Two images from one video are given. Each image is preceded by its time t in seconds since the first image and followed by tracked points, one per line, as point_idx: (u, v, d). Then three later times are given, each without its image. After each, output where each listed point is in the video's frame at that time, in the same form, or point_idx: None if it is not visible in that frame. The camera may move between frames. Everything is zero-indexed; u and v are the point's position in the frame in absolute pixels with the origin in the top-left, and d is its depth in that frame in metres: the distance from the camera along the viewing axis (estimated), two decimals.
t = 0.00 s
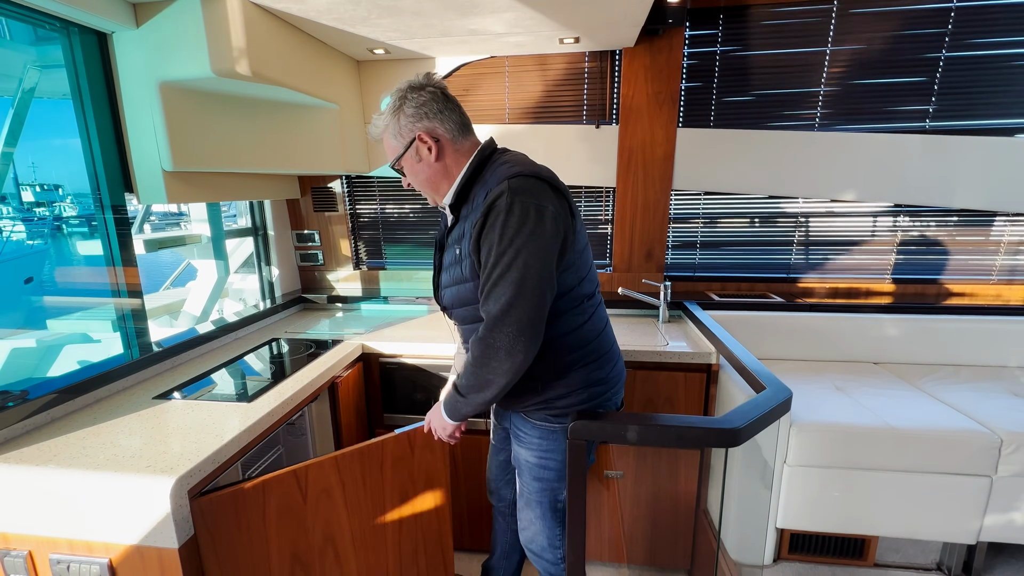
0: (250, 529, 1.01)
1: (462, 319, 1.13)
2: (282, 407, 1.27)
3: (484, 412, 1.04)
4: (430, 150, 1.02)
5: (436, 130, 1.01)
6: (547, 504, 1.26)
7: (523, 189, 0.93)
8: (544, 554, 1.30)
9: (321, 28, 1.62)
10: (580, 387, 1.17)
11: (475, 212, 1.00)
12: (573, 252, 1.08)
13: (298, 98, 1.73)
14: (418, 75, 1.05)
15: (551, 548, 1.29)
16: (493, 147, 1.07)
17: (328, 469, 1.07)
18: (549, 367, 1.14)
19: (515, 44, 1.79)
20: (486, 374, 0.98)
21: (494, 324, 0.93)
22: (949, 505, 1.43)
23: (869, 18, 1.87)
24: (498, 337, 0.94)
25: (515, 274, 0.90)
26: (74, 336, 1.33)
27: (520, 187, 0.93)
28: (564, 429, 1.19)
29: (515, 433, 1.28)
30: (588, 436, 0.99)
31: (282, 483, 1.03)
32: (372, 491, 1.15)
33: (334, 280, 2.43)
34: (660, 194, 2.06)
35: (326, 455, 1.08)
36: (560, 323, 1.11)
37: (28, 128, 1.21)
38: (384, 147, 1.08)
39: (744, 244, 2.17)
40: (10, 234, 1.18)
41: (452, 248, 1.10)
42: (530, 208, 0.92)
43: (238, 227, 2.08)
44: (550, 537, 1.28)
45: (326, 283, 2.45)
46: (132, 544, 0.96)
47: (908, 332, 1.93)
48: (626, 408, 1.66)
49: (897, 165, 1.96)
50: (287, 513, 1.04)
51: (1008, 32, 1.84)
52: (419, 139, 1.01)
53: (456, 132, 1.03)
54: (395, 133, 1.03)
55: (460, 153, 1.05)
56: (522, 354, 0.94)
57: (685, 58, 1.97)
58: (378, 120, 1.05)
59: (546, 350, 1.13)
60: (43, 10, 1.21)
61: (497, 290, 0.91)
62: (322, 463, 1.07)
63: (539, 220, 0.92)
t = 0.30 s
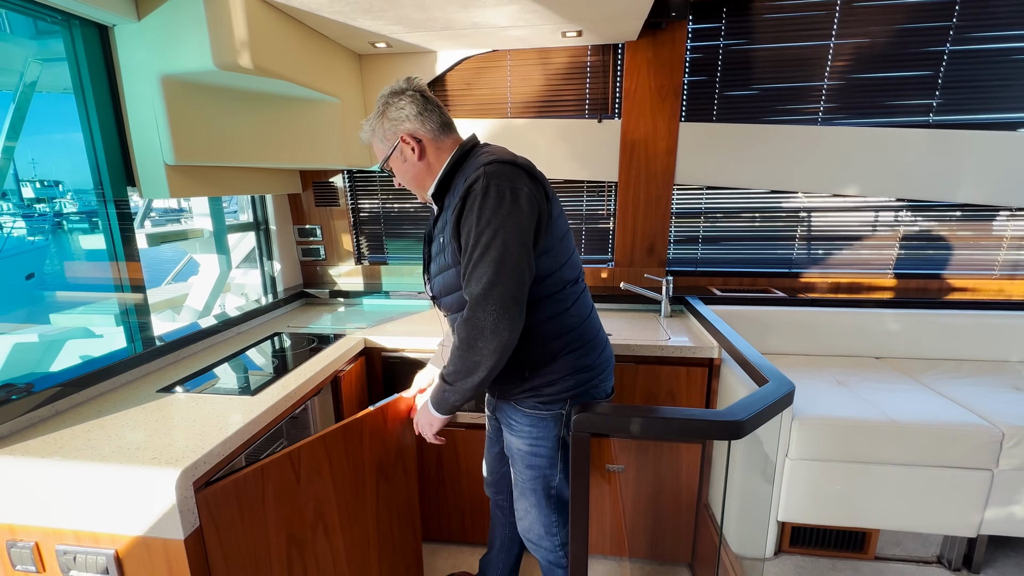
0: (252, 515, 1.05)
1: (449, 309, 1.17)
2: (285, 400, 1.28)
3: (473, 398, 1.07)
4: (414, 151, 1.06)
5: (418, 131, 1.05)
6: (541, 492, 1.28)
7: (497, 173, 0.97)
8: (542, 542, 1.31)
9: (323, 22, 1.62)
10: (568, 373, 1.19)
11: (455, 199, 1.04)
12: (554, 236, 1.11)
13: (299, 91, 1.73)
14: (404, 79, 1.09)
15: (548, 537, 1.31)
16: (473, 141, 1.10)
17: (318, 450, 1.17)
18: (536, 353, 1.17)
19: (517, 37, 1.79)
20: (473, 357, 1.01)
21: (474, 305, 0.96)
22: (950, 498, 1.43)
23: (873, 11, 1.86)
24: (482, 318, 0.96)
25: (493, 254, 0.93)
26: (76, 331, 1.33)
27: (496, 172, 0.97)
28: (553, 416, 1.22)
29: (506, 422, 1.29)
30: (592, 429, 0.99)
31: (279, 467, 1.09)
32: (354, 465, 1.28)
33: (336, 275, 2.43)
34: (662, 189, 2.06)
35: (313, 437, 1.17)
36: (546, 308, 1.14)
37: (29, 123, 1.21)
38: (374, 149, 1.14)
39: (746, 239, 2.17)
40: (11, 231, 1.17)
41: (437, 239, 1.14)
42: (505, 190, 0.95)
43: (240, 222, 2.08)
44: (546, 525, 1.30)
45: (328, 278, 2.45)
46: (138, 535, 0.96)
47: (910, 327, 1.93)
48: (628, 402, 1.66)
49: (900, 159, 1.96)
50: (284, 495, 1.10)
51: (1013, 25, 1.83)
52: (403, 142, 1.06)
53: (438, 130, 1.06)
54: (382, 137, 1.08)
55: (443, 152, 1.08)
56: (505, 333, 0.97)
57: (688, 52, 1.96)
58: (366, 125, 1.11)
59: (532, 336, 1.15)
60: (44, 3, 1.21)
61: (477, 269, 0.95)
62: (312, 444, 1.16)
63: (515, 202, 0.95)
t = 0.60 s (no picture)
0: (247, 503, 1.10)
1: (447, 304, 1.17)
2: (288, 396, 1.28)
3: (489, 388, 1.06)
4: (410, 137, 1.08)
5: (413, 120, 1.09)
6: (544, 477, 1.30)
7: (488, 163, 0.99)
8: (547, 529, 1.34)
9: (324, 17, 1.61)
10: (566, 358, 1.22)
11: (448, 191, 1.04)
12: (545, 222, 1.13)
13: (301, 87, 1.72)
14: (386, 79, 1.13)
15: (552, 523, 1.33)
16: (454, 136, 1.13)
17: (298, 436, 1.26)
18: (535, 342, 1.18)
19: (520, 32, 1.78)
20: (485, 346, 1.01)
21: (482, 293, 0.96)
22: (952, 494, 1.43)
23: (877, 6, 1.85)
24: (492, 304, 0.97)
25: (497, 240, 0.94)
26: (79, 327, 1.34)
27: (487, 161, 0.99)
28: (554, 401, 1.24)
29: (506, 414, 1.30)
30: (596, 425, 0.98)
31: (268, 453, 1.15)
32: (327, 448, 1.38)
33: (337, 271, 2.43)
34: (665, 184, 2.05)
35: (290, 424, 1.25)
36: (542, 294, 1.15)
37: (31, 119, 1.21)
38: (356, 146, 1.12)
39: (748, 236, 2.17)
40: (13, 227, 1.18)
41: (429, 235, 1.14)
42: (499, 177, 0.97)
43: (241, 218, 2.07)
44: (550, 511, 1.33)
45: (330, 274, 2.45)
46: (143, 529, 0.97)
47: (912, 324, 1.93)
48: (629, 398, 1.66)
49: (903, 156, 1.95)
50: (273, 480, 1.17)
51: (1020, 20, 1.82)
52: (398, 128, 1.07)
53: (429, 125, 1.12)
54: (373, 123, 1.07)
55: (432, 142, 1.13)
56: (515, 315, 0.98)
57: (691, 47, 1.95)
58: (352, 113, 1.09)
59: (531, 325, 1.16)
60: None
61: (481, 257, 0.96)
62: (293, 430, 1.24)
63: (510, 188, 0.97)
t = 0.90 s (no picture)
0: (241, 500, 1.10)
1: (449, 302, 1.16)
2: (289, 393, 1.28)
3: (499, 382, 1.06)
4: (398, 143, 1.07)
5: (400, 125, 1.07)
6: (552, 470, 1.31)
7: (487, 158, 0.99)
8: (553, 522, 1.35)
9: (325, 12, 1.60)
10: (567, 352, 1.22)
11: (448, 188, 1.04)
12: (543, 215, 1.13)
13: (302, 83, 1.72)
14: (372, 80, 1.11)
15: (559, 516, 1.34)
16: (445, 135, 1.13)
17: (285, 433, 1.26)
18: (538, 337, 1.18)
19: (521, 29, 1.77)
20: (496, 340, 1.01)
21: (492, 288, 0.96)
22: (953, 493, 1.43)
23: (882, 3, 1.84)
24: (502, 298, 0.97)
25: (504, 233, 0.94)
26: (81, 324, 1.34)
27: (487, 157, 0.99)
28: (558, 394, 1.24)
29: (511, 410, 1.29)
30: (596, 423, 0.98)
31: (259, 450, 1.16)
32: (309, 443, 1.38)
33: (338, 268, 2.43)
34: (666, 181, 2.04)
35: (277, 420, 1.24)
36: (543, 288, 1.15)
37: (32, 115, 1.21)
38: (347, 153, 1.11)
39: (750, 233, 2.16)
40: (15, 224, 1.18)
41: (428, 233, 1.13)
42: (500, 172, 0.97)
43: (242, 215, 2.07)
44: (556, 504, 1.33)
45: (330, 271, 2.45)
46: (144, 526, 0.97)
47: (914, 322, 1.92)
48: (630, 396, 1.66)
49: (907, 153, 1.94)
50: (263, 476, 1.18)
51: None
52: (386, 134, 1.05)
53: (416, 127, 1.10)
54: (361, 131, 1.06)
55: (422, 144, 1.11)
56: (525, 307, 0.98)
57: (693, 44, 1.94)
58: (339, 121, 1.07)
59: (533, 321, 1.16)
60: None
61: (489, 252, 0.95)
62: (280, 426, 1.24)
63: (512, 182, 0.97)
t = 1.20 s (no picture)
0: (242, 497, 1.10)
1: (449, 303, 1.16)
2: (289, 390, 1.27)
3: (498, 384, 1.06)
4: (385, 156, 1.07)
5: (387, 137, 1.05)
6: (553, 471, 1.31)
7: (483, 158, 0.98)
8: (554, 522, 1.35)
9: (324, 8, 1.59)
10: (569, 353, 1.21)
11: (445, 188, 1.03)
12: (542, 214, 1.13)
13: (302, 79, 1.71)
14: (370, 85, 1.10)
15: (560, 516, 1.35)
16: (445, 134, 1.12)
17: (284, 430, 1.26)
18: (539, 338, 1.18)
19: (522, 24, 1.76)
20: (494, 342, 1.00)
21: (488, 290, 0.95)
22: (954, 492, 1.43)
23: None
24: (498, 299, 0.96)
25: (499, 233, 0.94)
26: (81, 320, 1.34)
27: (483, 156, 0.98)
28: (559, 395, 1.24)
29: (512, 410, 1.30)
30: (596, 421, 0.98)
31: (259, 447, 1.16)
32: (309, 441, 1.38)
33: (338, 265, 2.43)
34: (667, 178, 2.04)
35: (277, 418, 1.24)
36: (543, 288, 1.14)
37: (31, 111, 1.20)
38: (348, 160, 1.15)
39: (750, 231, 2.15)
40: (15, 220, 1.17)
41: (426, 234, 1.12)
42: (496, 172, 0.96)
43: (242, 212, 2.06)
44: (557, 505, 1.34)
45: (331, 269, 2.45)
46: (143, 523, 0.97)
47: (915, 320, 1.91)
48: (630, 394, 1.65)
49: (909, 150, 1.93)
50: (264, 473, 1.18)
51: None
52: (373, 148, 1.07)
53: (407, 133, 1.07)
54: (351, 147, 1.09)
55: (413, 151, 1.09)
56: (522, 309, 0.97)
57: (695, 40, 1.93)
58: (334, 134, 1.10)
59: (533, 322, 1.15)
60: None
61: (485, 253, 0.95)
62: (279, 424, 1.24)
63: (508, 181, 0.96)
